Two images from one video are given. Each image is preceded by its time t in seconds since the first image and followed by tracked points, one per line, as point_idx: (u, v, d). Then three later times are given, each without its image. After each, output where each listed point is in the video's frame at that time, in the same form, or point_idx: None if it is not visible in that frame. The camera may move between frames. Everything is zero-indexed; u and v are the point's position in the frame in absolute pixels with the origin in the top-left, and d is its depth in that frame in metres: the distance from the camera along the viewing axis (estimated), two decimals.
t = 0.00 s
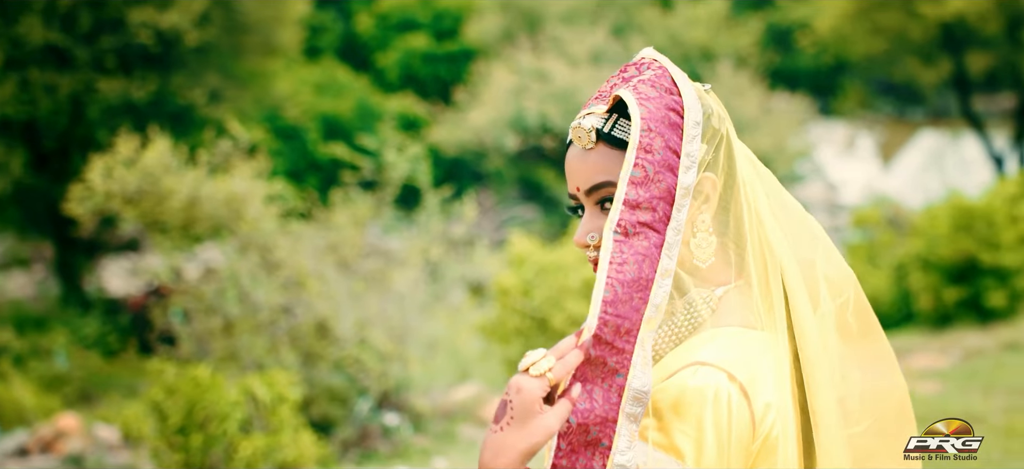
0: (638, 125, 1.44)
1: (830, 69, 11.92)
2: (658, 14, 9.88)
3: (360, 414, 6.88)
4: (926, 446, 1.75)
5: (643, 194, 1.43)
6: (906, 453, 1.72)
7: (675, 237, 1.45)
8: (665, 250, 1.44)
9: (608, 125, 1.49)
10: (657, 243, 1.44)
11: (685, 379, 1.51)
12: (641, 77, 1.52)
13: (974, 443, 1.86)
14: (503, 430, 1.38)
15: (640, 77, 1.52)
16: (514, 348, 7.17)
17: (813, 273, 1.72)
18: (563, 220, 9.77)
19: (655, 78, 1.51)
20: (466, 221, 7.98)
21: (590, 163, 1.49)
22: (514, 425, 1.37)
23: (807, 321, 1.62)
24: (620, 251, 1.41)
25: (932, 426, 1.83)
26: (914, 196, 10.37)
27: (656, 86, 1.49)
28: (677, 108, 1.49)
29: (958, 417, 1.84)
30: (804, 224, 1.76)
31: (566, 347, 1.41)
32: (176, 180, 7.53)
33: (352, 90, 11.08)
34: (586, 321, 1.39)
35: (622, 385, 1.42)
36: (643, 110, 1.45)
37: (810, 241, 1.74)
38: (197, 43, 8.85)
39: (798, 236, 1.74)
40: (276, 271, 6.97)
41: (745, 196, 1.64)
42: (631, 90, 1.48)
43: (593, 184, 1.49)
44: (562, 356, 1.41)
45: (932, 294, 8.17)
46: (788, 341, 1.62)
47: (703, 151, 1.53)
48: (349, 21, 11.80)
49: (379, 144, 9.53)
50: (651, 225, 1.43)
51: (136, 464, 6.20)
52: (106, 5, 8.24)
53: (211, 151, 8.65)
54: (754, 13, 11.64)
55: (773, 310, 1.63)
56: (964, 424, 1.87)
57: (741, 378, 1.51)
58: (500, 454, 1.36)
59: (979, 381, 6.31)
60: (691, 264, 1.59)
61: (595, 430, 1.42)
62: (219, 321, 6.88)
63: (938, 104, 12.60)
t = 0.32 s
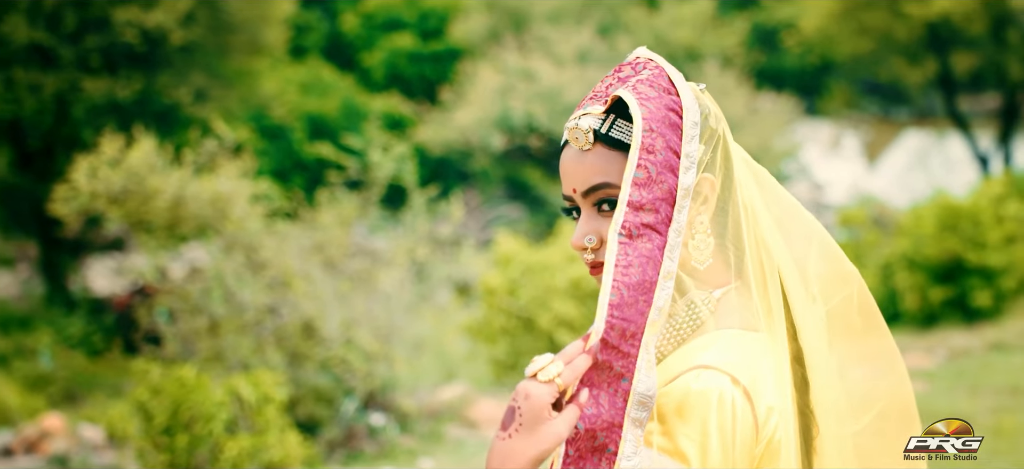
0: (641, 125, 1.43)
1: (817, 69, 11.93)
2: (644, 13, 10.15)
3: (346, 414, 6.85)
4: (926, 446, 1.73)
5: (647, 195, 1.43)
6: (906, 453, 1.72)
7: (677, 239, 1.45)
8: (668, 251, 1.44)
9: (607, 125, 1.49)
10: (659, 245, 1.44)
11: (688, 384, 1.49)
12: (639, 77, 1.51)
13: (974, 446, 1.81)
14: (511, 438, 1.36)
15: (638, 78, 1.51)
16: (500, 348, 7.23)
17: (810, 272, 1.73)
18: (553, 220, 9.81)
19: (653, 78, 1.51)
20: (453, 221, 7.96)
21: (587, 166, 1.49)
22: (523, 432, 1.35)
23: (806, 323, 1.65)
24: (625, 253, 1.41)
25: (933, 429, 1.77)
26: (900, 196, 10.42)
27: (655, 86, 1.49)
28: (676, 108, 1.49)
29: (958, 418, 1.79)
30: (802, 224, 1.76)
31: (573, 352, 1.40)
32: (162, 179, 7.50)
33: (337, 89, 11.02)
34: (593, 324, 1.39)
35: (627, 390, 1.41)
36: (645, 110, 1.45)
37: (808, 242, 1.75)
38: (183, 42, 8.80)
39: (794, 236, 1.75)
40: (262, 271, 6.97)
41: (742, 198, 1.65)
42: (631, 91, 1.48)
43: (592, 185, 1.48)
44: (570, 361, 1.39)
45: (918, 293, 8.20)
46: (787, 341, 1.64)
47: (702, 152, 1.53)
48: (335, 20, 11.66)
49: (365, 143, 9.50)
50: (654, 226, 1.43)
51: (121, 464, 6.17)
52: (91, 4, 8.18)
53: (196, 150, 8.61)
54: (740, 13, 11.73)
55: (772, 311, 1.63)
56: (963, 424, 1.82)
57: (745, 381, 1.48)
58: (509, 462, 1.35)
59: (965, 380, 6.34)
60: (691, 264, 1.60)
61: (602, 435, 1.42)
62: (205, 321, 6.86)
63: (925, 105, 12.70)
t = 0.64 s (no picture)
0: (647, 125, 1.42)
1: (802, 69, 12.03)
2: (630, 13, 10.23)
3: (333, 414, 6.84)
4: (926, 447, 1.74)
5: (654, 197, 1.41)
6: (906, 452, 1.73)
7: (683, 241, 1.43)
8: (674, 253, 1.42)
9: (608, 126, 1.48)
10: (666, 246, 1.42)
11: (696, 388, 1.48)
12: (641, 76, 1.50)
13: (974, 445, 1.85)
14: (522, 446, 1.29)
15: (640, 77, 1.50)
16: (487, 347, 7.20)
17: (809, 271, 1.74)
18: (539, 222, 9.80)
19: (655, 77, 1.50)
20: (440, 221, 7.95)
21: (589, 167, 1.48)
22: (537, 439, 1.27)
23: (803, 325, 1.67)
24: (634, 256, 1.38)
25: (934, 429, 1.80)
26: (887, 196, 10.48)
27: (658, 85, 1.48)
28: (679, 108, 1.48)
29: (959, 419, 1.83)
30: (802, 222, 1.75)
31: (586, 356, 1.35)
32: (147, 179, 7.46)
33: (323, 88, 10.95)
34: (605, 328, 1.34)
35: (637, 395, 1.37)
36: (650, 110, 1.44)
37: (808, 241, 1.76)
38: (168, 40, 8.74)
39: (795, 234, 1.75)
40: (249, 270, 6.96)
41: (743, 198, 1.65)
42: (635, 90, 1.47)
43: (593, 186, 1.48)
44: (583, 366, 1.35)
45: (905, 293, 8.24)
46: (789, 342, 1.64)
47: (705, 153, 1.53)
48: (321, 19, 11.62)
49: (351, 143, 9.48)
50: (661, 228, 1.41)
51: (107, 465, 6.13)
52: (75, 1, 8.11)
53: (182, 149, 8.57)
54: (725, 13, 11.92)
55: (772, 312, 1.64)
56: (963, 424, 1.86)
57: (751, 383, 1.48)
58: None
59: (954, 380, 6.38)
60: (693, 266, 1.60)
61: (615, 441, 1.37)
62: (191, 320, 6.84)
63: (910, 104, 12.88)
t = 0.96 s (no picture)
0: (657, 125, 1.42)
1: (789, 68, 11.85)
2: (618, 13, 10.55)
3: (322, 414, 6.84)
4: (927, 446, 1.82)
5: (664, 197, 1.41)
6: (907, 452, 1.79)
7: (692, 242, 1.44)
8: (683, 255, 1.42)
9: (613, 127, 1.48)
10: (676, 248, 1.42)
11: (707, 391, 1.48)
12: (645, 76, 1.50)
13: (974, 444, 1.96)
14: (539, 452, 1.28)
15: (646, 77, 1.50)
16: (476, 347, 7.29)
17: (808, 273, 1.77)
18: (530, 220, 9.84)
19: (660, 77, 1.50)
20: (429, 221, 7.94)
21: (594, 168, 1.48)
22: (554, 445, 1.27)
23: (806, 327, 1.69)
24: (646, 258, 1.37)
25: (934, 428, 1.94)
26: (875, 196, 10.44)
27: (664, 85, 1.48)
28: (686, 108, 1.49)
29: (958, 419, 1.96)
30: (802, 223, 1.77)
31: (602, 360, 1.34)
32: (135, 178, 7.43)
33: (310, 88, 10.78)
34: (619, 331, 1.33)
35: (649, 399, 1.38)
36: (658, 110, 1.44)
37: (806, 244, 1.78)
38: (155, 39, 8.67)
39: (793, 236, 1.77)
40: (238, 270, 6.94)
41: (746, 201, 1.66)
42: (642, 90, 1.47)
43: (598, 187, 1.48)
44: (598, 369, 1.34)
45: (894, 292, 8.27)
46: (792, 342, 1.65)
47: (710, 154, 1.53)
48: (309, 18, 11.22)
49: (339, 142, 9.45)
50: (671, 229, 1.41)
51: (95, 465, 6.11)
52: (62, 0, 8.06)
53: (170, 149, 8.52)
54: (715, 12, 11.83)
55: (776, 313, 1.63)
56: (963, 425, 1.98)
57: (760, 384, 1.48)
58: None
59: (943, 381, 6.42)
60: (699, 269, 1.61)
61: (628, 447, 1.39)
62: (179, 320, 6.79)
63: (897, 104, 12.50)
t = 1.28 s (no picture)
0: (669, 125, 1.45)
1: (776, 68, 11.34)
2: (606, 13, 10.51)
3: (310, 414, 6.84)
4: (927, 446, 1.88)
5: (677, 198, 1.43)
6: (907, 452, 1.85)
7: (704, 244, 1.46)
8: (696, 256, 1.44)
9: (621, 126, 1.50)
10: (689, 250, 1.44)
11: (722, 395, 1.52)
12: (653, 76, 1.52)
13: (974, 444, 1.99)
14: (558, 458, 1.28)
15: (654, 76, 1.52)
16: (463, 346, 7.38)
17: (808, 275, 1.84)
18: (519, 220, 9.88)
19: (668, 76, 1.52)
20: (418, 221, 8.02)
21: (601, 168, 1.49)
22: (575, 450, 1.27)
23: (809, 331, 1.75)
24: (662, 259, 1.40)
25: (933, 428, 1.96)
26: (862, 196, 10.59)
27: (673, 85, 1.51)
28: (695, 108, 1.51)
29: (959, 418, 1.98)
30: (797, 223, 1.84)
31: (621, 363, 1.36)
32: (122, 177, 7.42)
33: (296, 87, 10.55)
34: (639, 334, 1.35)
35: (665, 402, 1.40)
36: (669, 109, 1.47)
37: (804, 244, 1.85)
38: (142, 38, 8.64)
39: (791, 237, 1.83)
40: (225, 270, 7.07)
41: (751, 203, 1.72)
42: (652, 89, 1.50)
43: (606, 188, 1.49)
44: (619, 373, 1.36)
45: (882, 291, 8.29)
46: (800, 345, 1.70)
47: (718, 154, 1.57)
48: (294, 18, 11.02)
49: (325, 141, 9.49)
50: (684, 231, 1.43)
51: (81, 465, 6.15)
52: None
53: (156, 148, 8.50)
54: (701, 12, 11.26)
55: (782, 315, 1.69)
56: (962, 423, 2.00)
57: (771, 386, 1.54)
58: None
59: (933, 380, 6.45)
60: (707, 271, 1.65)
61: (646, 451, 1.39)
62: (166, 320, 6.88)
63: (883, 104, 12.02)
